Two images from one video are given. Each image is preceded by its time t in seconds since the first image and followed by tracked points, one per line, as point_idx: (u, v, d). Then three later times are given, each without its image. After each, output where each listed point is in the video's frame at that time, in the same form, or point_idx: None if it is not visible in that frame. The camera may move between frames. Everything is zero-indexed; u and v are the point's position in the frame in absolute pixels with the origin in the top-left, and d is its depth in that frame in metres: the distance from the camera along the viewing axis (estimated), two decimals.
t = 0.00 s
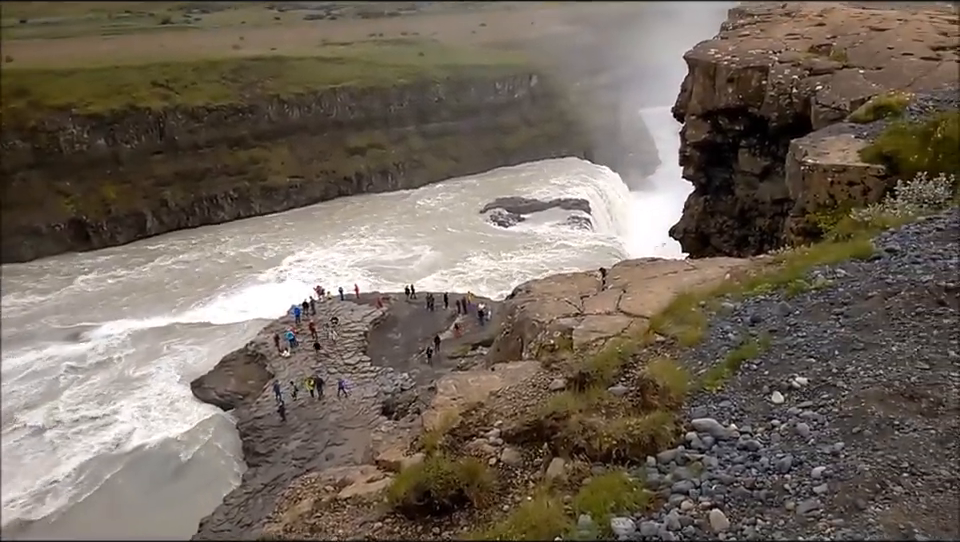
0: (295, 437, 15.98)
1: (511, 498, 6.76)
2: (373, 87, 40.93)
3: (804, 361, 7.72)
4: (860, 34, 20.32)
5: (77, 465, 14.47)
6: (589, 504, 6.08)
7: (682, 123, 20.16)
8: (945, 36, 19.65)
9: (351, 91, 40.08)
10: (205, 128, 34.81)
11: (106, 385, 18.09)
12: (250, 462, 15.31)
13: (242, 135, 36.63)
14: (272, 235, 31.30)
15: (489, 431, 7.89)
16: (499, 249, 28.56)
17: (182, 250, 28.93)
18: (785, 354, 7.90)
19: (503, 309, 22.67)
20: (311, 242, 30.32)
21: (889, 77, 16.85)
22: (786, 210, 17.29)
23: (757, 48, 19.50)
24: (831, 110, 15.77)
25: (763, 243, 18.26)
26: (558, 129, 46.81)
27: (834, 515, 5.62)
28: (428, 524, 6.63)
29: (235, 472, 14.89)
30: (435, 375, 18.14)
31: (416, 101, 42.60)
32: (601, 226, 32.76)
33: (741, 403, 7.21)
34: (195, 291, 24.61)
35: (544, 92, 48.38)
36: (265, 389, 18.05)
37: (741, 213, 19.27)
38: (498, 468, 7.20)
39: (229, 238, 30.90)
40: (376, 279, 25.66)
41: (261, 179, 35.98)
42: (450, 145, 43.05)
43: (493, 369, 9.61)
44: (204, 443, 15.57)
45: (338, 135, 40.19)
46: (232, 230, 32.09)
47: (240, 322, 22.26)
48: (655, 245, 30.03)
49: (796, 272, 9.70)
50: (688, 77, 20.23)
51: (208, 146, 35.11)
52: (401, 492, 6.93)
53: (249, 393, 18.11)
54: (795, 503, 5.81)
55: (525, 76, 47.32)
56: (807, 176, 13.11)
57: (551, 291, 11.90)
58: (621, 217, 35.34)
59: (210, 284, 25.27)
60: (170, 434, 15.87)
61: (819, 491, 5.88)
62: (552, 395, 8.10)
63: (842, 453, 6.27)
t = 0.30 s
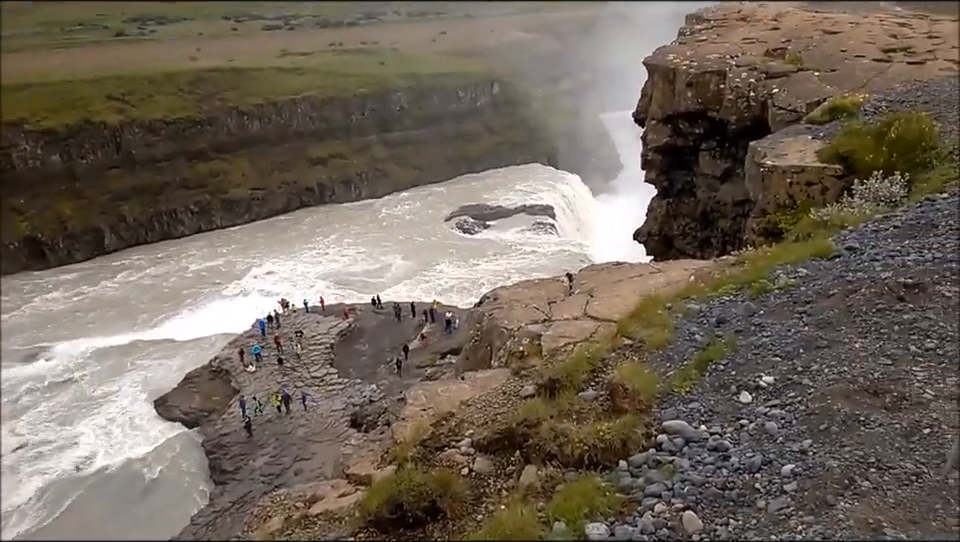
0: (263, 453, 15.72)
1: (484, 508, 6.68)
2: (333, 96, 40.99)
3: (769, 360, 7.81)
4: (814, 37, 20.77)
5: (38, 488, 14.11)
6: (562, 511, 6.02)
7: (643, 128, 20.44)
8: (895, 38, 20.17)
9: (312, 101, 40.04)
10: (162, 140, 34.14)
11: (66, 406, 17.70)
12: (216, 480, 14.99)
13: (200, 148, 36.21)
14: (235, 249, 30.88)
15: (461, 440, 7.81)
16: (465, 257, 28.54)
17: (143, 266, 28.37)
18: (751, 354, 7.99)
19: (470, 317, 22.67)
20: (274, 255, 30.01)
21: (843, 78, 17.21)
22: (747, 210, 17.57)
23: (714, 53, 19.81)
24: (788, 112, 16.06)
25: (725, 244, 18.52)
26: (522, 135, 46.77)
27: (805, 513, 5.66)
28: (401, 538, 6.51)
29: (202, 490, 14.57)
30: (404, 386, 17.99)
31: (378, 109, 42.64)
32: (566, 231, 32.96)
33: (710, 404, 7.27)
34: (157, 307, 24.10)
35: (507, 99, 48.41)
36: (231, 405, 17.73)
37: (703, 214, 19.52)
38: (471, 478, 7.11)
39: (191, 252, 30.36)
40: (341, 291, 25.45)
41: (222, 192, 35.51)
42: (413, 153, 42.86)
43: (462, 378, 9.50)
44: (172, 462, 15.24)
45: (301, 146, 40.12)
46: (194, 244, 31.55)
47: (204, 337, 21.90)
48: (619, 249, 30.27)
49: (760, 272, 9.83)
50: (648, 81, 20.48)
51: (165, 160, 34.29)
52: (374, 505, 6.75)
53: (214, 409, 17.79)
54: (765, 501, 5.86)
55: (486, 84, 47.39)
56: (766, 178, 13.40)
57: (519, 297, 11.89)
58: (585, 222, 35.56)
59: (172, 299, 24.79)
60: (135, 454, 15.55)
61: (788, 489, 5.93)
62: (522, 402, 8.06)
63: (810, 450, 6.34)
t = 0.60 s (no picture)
0: (234, 463, 15.55)
1: (459, 516, 6.61)
2: (303, 103, 42.15)
3: (740, 364, 7.90)
4: (780, 44, 21.12)
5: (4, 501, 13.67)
6: (536, 518, 6.00)
7: (613, 134, 20.68)
8: (860, 45, 20.58)
9: (280, 108, 41.32)
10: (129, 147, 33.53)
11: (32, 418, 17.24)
12: (187, 490, 14.73)
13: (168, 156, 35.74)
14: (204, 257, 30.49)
15: (434, 448, 7.75)
16: (437, 264, 28.48)
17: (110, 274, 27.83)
18: (722, 358, 8.07)
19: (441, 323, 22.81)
20: (245, 263, 29.77)
21: (809, 84, 17.53)
22: (716, 216, 17.81)
23: (682, 59, 20.07)
24: (755, 119, 16.32)
25: (695, 249, 18.76)
26: (491, 141, 47.52)
27: (776, 515, 5.72)
28: None
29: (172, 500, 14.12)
30: (377, 393, 17.89)
31: (347, 116, 43.91)
32: (538, 237, 33.10)
33: (682, 409, 7.32)
34: (124, 317, 23.63)
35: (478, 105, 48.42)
36: (202, 416, 17.50)
37: (674, 219, 19.76)
38: (444, 486, 7.04)
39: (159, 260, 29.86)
40: (313, 298, 25.28)
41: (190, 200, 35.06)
42: (381, 159, 44.07)
43: (435, 385, 9.45)
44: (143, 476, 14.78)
45: (271, 152, 41.61)
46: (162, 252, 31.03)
47: (173, 347, 21.57)
48: (590, 255, 30.48)
49: (729, 276, 9.95)
50: (617, 88, 20.68)
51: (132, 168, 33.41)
52: (346, 515, 6.61)
53: (184, 420, 17.53)
54: (737, 505, 5.91)
55: (457, 91, 47.34)
56: (735, 183, 13.61)
57: (491, 304, 11.91)
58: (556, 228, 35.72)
59: (140, 308, 24.36)
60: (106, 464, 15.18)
61: (760, 492, 5.99)
62: (496, 409, 8.04)
63: (780, 454, 6.42)
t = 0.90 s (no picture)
0: (205, 470, 15.44)
1: (432, 519, 6.59)
2: (278, 105, 42.32)
3: (711, 367, 7.99)
4: (752, 51, 21.44)
5: None
6: (508, 521, 6.01)
7: (587, 140, 20.84)
8: (830, 52, 20.96)
9: (253, 111, 41.18)
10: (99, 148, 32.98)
11: None
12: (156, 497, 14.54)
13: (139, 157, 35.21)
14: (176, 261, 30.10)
15: (408, 452, 7.71)
16: (413, 268, 28.36)
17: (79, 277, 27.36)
18: (694, 361, 8.16)
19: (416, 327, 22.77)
20: (218, 267, 29.50)
21: (780, 91, 17.80)
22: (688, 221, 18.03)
23: (656, 65, 20.28)
24: (728, 125, 16.53)
25: (669, 254, 18.95)
26: (468, 145, 47.60)
27: (746, 516, 5.79)
28: None
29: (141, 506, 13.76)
30: (350, 398, 17.78)
31: (323, 120, 44.32)
32: (513, 241, 33.18)
33: (654, 411, 7.39)
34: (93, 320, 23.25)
35: (452, 109, 49.57)
36: (173, 423, 17.40)
37: (648, 224, 19.92)
38: (418, 490, 7.01)
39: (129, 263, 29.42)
40: (287, 302, 25.11)
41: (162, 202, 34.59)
42: (352, 165, 43.59)
43: (409, 389, 9.43)
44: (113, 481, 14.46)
45: (242, 156, 41.13)
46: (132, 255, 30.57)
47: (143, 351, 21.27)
48: (566, 259, 30.63)
49: (701, 281, 10.05)
50: (592, 93, 20.85)
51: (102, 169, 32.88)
52: (318, 520, 6.56)
53: (155, 426, 17.32)
54: (708, 506, 5.97)
55: (432, 94, 48.52)
56: (708, 188, 13.78)
57: (465, 308, 11.92)
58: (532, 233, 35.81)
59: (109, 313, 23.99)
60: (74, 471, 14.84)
61: (730, 493, 6.06)
62: (469, 412, 8.05)
63: (750, 455, 6.51)
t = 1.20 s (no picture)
0: (185, 473, 15.34)
1: (412, 519, 6.62)
2: (254, 107, 41.86)
3: (687, 365, 8.11)
4: (729, 53, 21.69)
5: None
6: (487, 519, 6.06)
7: (566, 141, 20.99)
8: (805, 54, 21.29)
9: (231, 113, 40.71)
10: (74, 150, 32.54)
11: None
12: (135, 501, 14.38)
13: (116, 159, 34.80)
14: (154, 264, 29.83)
15: (387, 452, 7.72)
16: (393, 270, 28.29)
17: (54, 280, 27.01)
18: (670, 360, 8.27)
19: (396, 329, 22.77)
20: (197, 270, 29.32)
21: (756, 93, 18.04)
22: (665, 222, 18.22)
23: (634, 67, 20.46)
24: (704, 126, 16.72)
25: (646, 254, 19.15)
26: (447, 147, 47.71)
27: (721, 511, 5.89)
28: None
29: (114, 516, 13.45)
30: (331, 400, 17.76)
31: (301, 123, 43.83)
32: (494, 243, 33.25)
33: (631, 410, 7.48)
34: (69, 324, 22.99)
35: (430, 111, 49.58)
36: (151, 427, 17.25)
37: (625, 224, 20.10)
38: (398, 490, 7.04)
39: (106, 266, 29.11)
40: (267, 305, 25.00)
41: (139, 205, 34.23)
42: (332, 166, 43.54)
43: (388, 391, 9.45)
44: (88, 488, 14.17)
45: (219, 159, 40.80)
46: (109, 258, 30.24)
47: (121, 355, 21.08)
48: (546, 260, 30.77)
49: (678, 280, 10.17)
50: (570, 95, 21.00)
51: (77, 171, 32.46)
52: (298, 521, 6.56)
53: (133, 430, 17.17)
54: (684, 502, 6.07)
55: (411, 95, 48.39)
56: (685, 189, 13.94)
57: (445, 309, 11.96)
58: (512, 234, 35.92)
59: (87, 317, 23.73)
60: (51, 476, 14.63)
61: (706, 490, 6.16)
62: (448, 413, 8.09)
63: (726, 452, 6.62)
